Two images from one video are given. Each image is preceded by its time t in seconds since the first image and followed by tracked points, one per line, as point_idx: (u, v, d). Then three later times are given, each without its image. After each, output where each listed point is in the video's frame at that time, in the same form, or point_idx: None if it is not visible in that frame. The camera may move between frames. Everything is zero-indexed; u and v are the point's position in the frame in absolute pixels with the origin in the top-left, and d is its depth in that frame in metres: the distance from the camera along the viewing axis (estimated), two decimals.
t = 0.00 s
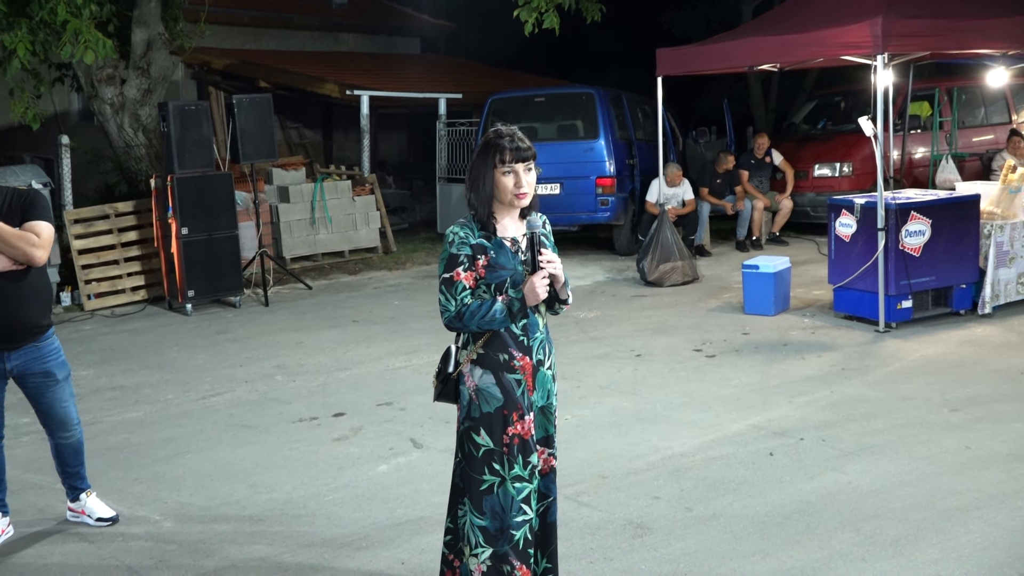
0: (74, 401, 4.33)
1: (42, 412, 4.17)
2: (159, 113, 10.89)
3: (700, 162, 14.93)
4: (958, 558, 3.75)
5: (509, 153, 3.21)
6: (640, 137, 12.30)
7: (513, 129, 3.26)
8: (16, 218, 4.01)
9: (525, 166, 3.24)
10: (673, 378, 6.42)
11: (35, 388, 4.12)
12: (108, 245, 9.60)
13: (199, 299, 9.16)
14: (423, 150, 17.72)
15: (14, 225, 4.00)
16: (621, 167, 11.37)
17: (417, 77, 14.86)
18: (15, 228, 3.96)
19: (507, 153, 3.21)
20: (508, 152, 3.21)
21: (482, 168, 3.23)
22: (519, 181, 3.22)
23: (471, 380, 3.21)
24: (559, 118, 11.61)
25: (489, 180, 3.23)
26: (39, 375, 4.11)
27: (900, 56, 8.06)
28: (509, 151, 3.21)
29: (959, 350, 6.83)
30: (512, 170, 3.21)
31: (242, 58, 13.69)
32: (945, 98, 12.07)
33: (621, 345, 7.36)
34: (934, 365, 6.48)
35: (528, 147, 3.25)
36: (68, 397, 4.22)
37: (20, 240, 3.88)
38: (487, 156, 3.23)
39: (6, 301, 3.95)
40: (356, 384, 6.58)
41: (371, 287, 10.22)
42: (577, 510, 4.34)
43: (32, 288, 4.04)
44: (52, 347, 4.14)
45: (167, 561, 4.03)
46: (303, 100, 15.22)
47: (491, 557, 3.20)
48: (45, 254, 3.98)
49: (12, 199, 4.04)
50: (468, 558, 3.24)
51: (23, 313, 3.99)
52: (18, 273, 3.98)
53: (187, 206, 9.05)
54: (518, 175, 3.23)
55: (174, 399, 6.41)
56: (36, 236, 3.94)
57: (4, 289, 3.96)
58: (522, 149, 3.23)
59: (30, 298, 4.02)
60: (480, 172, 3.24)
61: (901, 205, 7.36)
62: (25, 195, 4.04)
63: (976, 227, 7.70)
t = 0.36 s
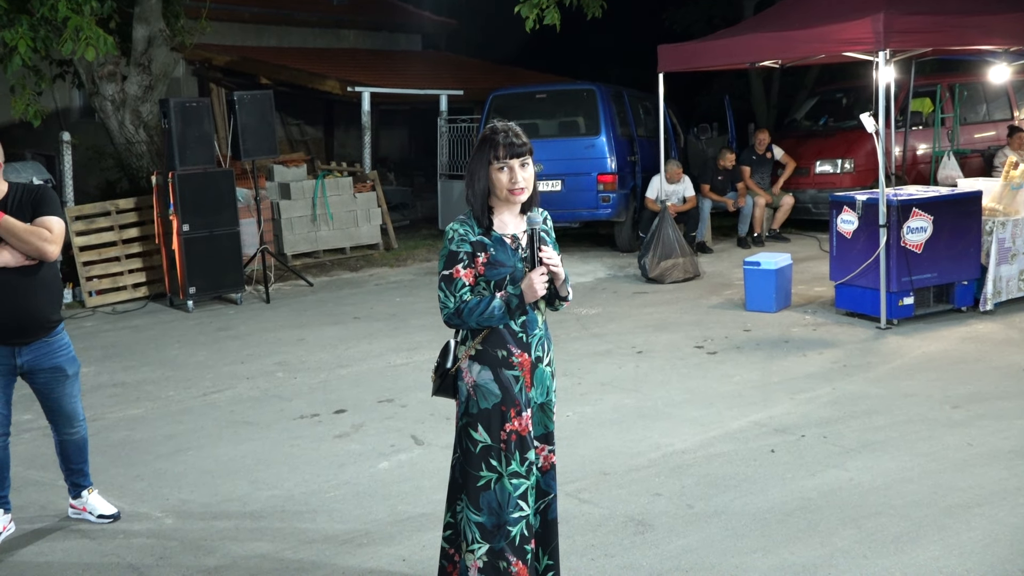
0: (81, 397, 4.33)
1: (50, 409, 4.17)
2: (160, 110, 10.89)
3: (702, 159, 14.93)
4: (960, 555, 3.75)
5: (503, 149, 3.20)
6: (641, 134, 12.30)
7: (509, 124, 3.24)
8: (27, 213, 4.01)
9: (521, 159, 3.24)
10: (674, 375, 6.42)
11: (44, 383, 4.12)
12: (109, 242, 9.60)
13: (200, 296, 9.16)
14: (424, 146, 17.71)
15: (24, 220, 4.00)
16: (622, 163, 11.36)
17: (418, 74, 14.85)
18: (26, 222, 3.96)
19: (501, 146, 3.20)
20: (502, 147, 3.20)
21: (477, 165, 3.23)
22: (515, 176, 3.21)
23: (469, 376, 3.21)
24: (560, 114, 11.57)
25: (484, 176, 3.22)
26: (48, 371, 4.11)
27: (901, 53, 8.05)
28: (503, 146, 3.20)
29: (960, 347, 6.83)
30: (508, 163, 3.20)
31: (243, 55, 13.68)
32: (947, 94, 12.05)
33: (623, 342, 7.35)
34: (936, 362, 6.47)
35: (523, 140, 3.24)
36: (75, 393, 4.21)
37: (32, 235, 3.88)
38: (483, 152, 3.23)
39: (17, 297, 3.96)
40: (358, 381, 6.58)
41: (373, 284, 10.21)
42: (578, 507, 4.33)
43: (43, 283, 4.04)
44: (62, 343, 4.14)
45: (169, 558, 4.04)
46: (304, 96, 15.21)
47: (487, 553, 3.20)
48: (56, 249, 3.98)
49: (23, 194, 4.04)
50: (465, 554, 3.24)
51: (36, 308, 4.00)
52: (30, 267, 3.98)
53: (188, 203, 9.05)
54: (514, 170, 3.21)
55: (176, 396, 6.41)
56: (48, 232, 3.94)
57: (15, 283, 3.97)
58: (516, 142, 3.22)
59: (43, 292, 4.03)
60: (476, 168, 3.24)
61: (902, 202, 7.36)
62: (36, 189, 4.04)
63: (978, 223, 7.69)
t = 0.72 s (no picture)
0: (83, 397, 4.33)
1: (51, 408, 4.17)
2: (161, 110, 10.90)
3: (702, 158, 14.93)
4: (961, 555, 3.75)
5: (515, 147, 3.20)
6: (642, 134, 12.30)
7: (520, 123, 3.25)
8: (30, 213, 4.01)
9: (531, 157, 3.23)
10: (675, 374, 6.42)
11: (46, 383, 4.13)
12: (110, 241, 9.60)
13: (201, 295, 9.16)
14: (425, 145, 17.71)
15: (27, 220, 4.00)
16: (623, 163, 11.36)
17: (419, 73, 14.85)
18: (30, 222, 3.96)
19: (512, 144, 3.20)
20: (514, 146, 3.20)
21: (488, 162, 3.22)
22: (525, 175, 3.20)
23: (470, 374, 3.21)
24: (561, 114, 11.56)
25: (494, 173, 3.21)
26: (50, 371, 4.11)
27: (902, 53, 8.05)
28: (515, 145, 3.19)
29: (961, 347, 6.83)
30: (519, 160, 3.20)
31: (244, 54, 13.68)
32: (948, 94, 12.05)
33: (623, 341, 7.35)
34: (937, 362, 6.47)
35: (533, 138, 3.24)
36: (77, 393, 4.22)
37: (35, 235, 3.89)
38: (494, 150, 3.22)
39: (18, 296, 3.96)
40: (358, 380, 6.58)
41: (374, 284, 10.22)
42: (578, 506, 4.34)
43: (46, 283, 4.04)
44: (64, 343, 4.14)
45: (170, 557, 4.04)
46: (305, 96, 15.22)
47: (483, 550, 3.21)
48: (59, 250, 3.98)
49: (26, 194, 4.04)
50: (460, 551, 3.24)
51: (38, 308, 4.00)
52: (33, 267, 3.99)
53: (189, 202, 9.05)
54: (524, 168, 3.21)
55: (177, 395, 6.42)
56: (51, 232, 3.94)
57: (17, 283, 3.97)
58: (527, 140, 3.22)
59: (45, 293, 4.03)
60: (486, 166, 3.22)
61: (902, 202, 7.37)
62: (40, 190, 4.04)
63: (978, 223, 7.68)
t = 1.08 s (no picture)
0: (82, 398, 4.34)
1: (49, 409, 4.17)
2: (161, 109, 10.90)
3: (703, 159, 14.94)
4: (960, 555, 3.75)
5: (524, 151, 3.20)
6: (642, 135, 12.30)
7: (527, 126, 3.25)
8: (28, 213, 4.01)
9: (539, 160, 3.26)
10: (675, 375, 6.43)
11: (45, 384, 4.13)
12: (110, 241, 9.61)
13: (201, 295, 9.16)
14: (425, 146, 17.71)
15: (26, 220, 4.00)
16: (623, 164, 11.36)
17: (419, 73, 14.86)
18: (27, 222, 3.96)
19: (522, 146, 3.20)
20: (523, 149, 3.20)
21: (496, 165, 3.22)
22: (532, 180, 3.22)
23: (476, 375, 3.21)
24: (561, 114, 11.56)
25: (502, 176, 3.22)
26: (48, 372, 4.11)
27: (902, 54, 8.05)
28: (525, 149, 3.20)
29: (961, 348, 6.84)
30: (529, 164, 3.21)
31: (244, 54, 13.68)
32: (948, 95, 12.05)
33: (624, 342, 7.36)
34: (937, 363, 6.47)
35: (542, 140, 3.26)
36: (76, 394, 4.22)
37: (30, 234, 3.88)
38: (503, 153, 3.22)
39: (16, 297, 3.97)
40: (358, 381, 6.59)
41: (374, 284, 10.22)
42: (578, 507, 4.34)
43: (44, 283, 4.04)
44: (62, 344, 4.14)
45: (170, 557, 4.04)
46: (305, 96, 15.24)
47: (491, 552, 3.21)
48: (57, 250, 3.98)
49: (25, 194, 4.04)
50: (468, 554, 3.23)
51: (34, 309, 4.00)
52: (30, 267, 3.99)
53: (189, 202, 9.05)
54: (532, 173, 3.22)
55: (177, 395, 6.42)
56: (48, 232, 3.93)
57: (14, 283, 3.97)
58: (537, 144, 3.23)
59: (43, 292, 4.03)
60: (494, 168, 3.22)
61: (903, 203, 7.37)
62: (39, 189, 4.04)
63: (978, 224, 7.69)
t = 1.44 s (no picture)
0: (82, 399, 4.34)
1: (48, 410, 4.18)
2: (161, 110, 10.91)
3: (703, 160, 14.96)
4: (959, 557, 3.76)
5: (525, 153, 3.21)
6: (642, 136, 12.31)
7: (527, 129, 3.26)
8: (28, 214, 4.01)
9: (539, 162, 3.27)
10: (675, 377, 6.43)
11: (44, 386, 4.13)
12: (110, 242, 9.61)
13: (201, 296, 9.16)
14: (425, 147, 17.71)
15: (26, 222, 4.00)
16: (623, 165, 11.37)
17: (419, 75, 14.87)
18: (27, 224, 3.96)
19: (522, 148, 3.21)
20: (524, 152, 3.21)
21: (497, 168, 3.22)
22: (533, 182, 3.22)
23: (480, 377, 3.21)
24: (561, 116, 11.57)
25: (503, 179, 3.22)
26: (48, 374, 4.12)
27: (902, 57, 8.06)
28: (525, 151, 3.21)
29: (960, 350, 6.84)
30: (531, 166, 3.22)
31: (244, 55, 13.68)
32: (947, 98, 12.07)
33: (623, 344, 7.36)
34: (936, 365, 6.48)
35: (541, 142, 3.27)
36: (75, 395, 4.22)
37: (30, 237, 3.88)
38: (504, 156, 3.22)
39: (15, 299, 3.97)
40: (358, 382, 6.59)
41: (374, 285, 10.23)
42: (578, 509, 4.34)
43: (43, 285, 4.04)
44: (62, 345, 4.14)
45: (170, 558, 4.05)
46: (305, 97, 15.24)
47: (502, 556, 3.19)
48: (56, 252, 3.98)
49: (25, 196, 4.04)
50: (480, 558, 3.22)
51: (33, 310, 4.00)
52: (29, 270, 3.99)
53: (189, 202, 9.05)
54: (533, 175, 3.23)
55: (176, 396, 6.42)
56: (47, 234, 3.93)
57: (13, 286, 3.98)
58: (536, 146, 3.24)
59: (42, 295, 4.03)
60: (495, 171, 3.23)
61: (902, 205, 7.36)
62: (40, 192, 4.04)
63: (978, 227, 7.70)
